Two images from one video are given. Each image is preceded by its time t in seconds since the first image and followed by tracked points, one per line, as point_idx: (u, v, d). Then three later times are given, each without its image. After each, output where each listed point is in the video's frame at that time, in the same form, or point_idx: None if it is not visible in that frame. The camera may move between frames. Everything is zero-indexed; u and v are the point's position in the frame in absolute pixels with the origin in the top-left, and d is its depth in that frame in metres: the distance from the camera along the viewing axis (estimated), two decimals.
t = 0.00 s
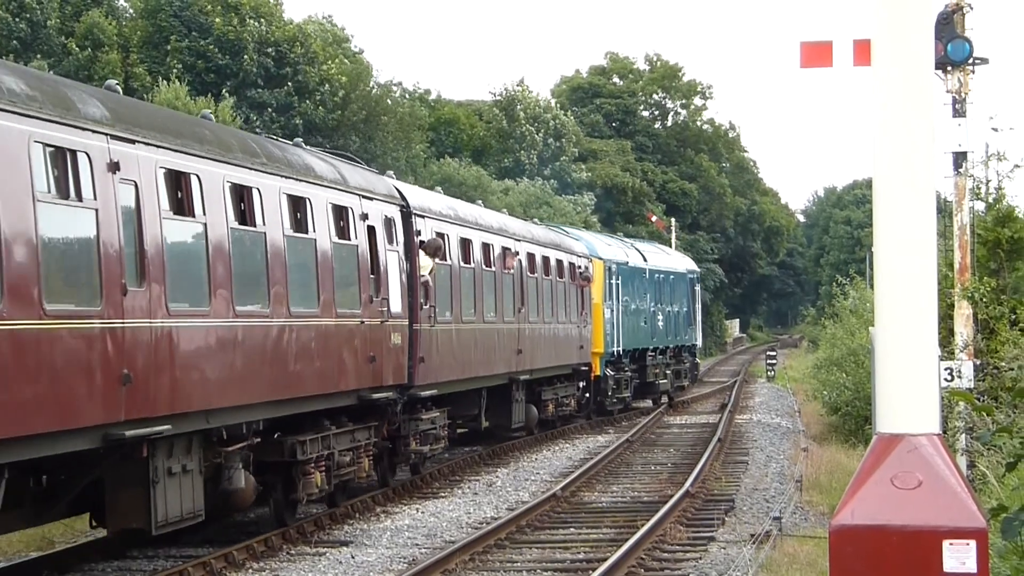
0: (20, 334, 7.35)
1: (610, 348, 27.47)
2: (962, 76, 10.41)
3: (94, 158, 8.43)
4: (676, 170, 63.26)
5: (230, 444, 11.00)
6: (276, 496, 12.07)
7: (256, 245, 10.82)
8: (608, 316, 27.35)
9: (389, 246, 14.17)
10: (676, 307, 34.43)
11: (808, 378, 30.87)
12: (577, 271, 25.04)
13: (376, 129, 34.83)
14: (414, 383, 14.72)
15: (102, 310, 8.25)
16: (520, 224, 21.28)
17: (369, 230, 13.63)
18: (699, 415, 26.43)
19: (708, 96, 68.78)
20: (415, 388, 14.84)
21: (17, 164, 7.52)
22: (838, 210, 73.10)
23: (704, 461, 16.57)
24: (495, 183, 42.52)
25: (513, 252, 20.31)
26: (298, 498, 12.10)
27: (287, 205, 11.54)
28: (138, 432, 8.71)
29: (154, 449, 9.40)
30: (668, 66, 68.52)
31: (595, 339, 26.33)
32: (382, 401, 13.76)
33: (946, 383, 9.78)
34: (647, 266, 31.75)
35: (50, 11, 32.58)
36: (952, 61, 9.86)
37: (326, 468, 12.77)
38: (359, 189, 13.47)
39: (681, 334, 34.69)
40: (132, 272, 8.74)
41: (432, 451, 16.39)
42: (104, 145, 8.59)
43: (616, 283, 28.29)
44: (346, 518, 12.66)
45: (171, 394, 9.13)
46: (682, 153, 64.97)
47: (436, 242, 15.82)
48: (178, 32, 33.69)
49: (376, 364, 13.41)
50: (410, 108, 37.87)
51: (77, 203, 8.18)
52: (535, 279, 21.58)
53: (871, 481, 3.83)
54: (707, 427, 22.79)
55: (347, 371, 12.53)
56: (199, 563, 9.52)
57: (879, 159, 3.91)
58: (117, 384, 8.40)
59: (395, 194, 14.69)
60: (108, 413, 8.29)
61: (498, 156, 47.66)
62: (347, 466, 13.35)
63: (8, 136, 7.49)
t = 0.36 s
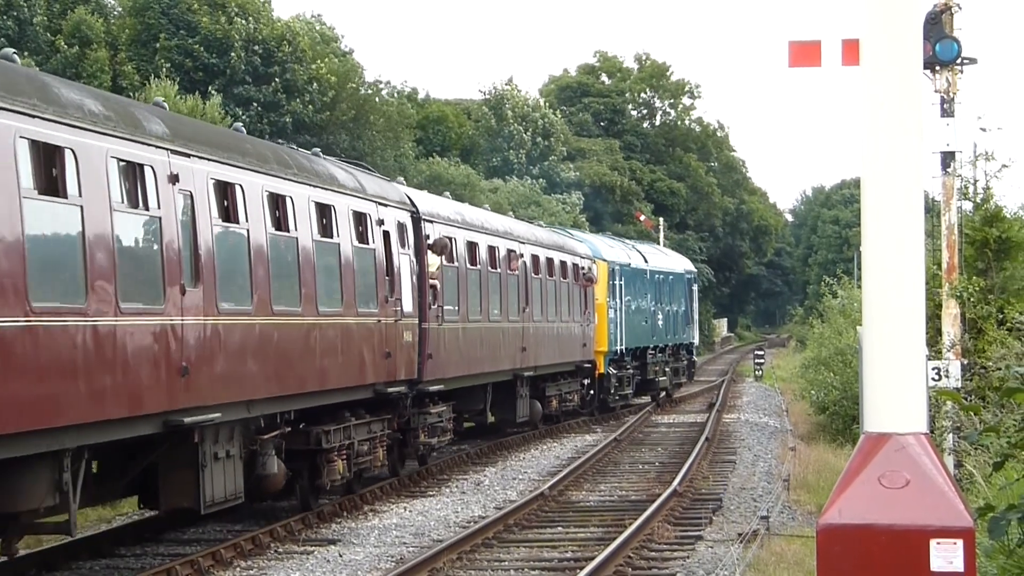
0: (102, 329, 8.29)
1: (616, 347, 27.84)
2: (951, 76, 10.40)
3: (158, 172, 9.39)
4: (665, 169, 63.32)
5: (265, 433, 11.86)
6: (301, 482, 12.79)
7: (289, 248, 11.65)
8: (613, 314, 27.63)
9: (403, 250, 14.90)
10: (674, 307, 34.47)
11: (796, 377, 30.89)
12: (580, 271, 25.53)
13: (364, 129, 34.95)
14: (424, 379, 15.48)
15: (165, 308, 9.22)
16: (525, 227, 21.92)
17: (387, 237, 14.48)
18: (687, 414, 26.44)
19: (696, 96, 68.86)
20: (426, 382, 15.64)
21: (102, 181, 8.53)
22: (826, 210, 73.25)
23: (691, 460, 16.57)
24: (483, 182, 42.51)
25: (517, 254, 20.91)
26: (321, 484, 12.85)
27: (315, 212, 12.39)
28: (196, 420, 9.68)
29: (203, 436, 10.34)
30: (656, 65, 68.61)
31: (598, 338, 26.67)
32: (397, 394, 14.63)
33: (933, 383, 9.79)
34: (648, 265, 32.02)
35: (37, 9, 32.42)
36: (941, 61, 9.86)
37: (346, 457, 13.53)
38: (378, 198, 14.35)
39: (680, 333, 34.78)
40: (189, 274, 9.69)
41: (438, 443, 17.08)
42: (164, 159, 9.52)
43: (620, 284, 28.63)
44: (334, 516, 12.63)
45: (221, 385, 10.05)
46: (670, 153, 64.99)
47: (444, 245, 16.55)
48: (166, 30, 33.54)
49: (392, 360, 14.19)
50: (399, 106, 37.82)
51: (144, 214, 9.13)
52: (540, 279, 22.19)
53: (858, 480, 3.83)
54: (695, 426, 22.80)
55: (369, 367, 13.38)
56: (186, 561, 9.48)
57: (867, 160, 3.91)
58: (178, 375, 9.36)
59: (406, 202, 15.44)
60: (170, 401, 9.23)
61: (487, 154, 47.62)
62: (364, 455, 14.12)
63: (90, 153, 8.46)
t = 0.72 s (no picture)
0: (172, 326, 9.29)
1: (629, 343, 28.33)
2: (946, 74, 10.39)
3: (218, 183, 10.37)
4: (661, 167, 63.35)
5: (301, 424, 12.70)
6: (330, 471, 13.65)
7: (325, 252, 12.51)
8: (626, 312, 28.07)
9: (419, 253, 15.48)
10: (681, 306, 34.60)
11: (793, 375, 30.90)
12: (592, 270, 26.00)
13: (361, 126, 35.03)
14: (442, 375, 16.23)
15: (224, 307, 10.20)
16: (537, 229, 22.52)
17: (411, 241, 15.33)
18: (684, 411, 26.45)
19: (692, 94, 68.90)
20: (443, 377, 16.34)
21: (172, 193, 9.53)
22: (822, 208, 73.28)
23: (688, 458, 16.56)
24: (480, 180, 42.51)
25: (530, 255, 21.53)
26: (351, 472, 13.70)
27: (347, 218, 13.26)
28: (250, 409, 10.66)
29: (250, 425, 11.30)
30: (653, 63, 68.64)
31: (610, 334, 27.13)
32: (418, 389, 15.35)
33: (931, 380, 9.78)
34: (658, 264, 32.41)
35: (33, 7, 32.40)
36: (937, 58, 9.87)
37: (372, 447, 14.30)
38: (404, 205, 15.22)
39: (687, 330, 34.88)
40: (243, 276, 10.65)
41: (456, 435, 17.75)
42: (222, 172, 10.50)
43: (633, 282, 29.09)
44: (331, 515, 12.61)
45: (270, 377, 11.01)
46: (667, 151, 65.01)
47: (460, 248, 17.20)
48: (163, 29, 33.48)
49: (415, 357, 14.96)
50: (395, 104, 37.82)
51: (206, 222, 10.11)
52: (552, 278, 22.77)
53: (855, 478, 3.82)
54: (691, 424, 22.80)
55: (396, 362, 14.28)
56: (183, 560, 9.47)
57: (862, 157, 3.90)
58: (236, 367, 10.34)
59: (424, 207, 15.96)
60: (228, 391, 10.21)
61: (484, 153, 47.63)
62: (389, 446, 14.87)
63: (160, 167, 9.43)
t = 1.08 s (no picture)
0: (231, 327, 10.31)
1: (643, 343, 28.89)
2: (947, 75, 10.38)
3: (269, 195, 11.38)
4: (662, 168, 63.35)
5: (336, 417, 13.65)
6: (358, 463, 14.57)
7: (355, 258, 13.44)
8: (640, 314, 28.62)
9: (440, 257, 16.44)
10: (689, 307, 34.90)
11: (793, 377, 30.89)
12: (608, 272, 26.55)
13: (361, 126, 34.93)
14: (459, 373, 17.00)
15: (274, 307, 11.22)
16: (552, 233, 23.23)
17: (433, 247, 16.25)
18: (684, 413, 26.44)
19: (693, 95, 68.92)
20: (459, 375, 17.08)
21: (230, 204, 10.55)
22: (823, 209, 73.25)
23: (689, 460, 16.56)
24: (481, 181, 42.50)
25: (545, 258, 22.23)
26: (377, 464, 14.65)
27: (377, 226, 14.21)
28: (295, 402, 11.65)
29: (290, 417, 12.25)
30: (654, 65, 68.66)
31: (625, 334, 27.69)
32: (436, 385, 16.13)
33: (931, 381, 9.76)
34: (670, 266, 32.93)
35: (35, 8, 32.44)
36: (937, 60, 9.88)
37: (396, 441, 15.26)
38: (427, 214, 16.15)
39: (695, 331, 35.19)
40: (290, 280, 11.64)
41: (471, 431, 18.57)
42: (271, 184, 11.49)
43: (648, 284, 29.74)
44: (331, 515, 12.62)
45: (312, 374, 11.98)
46: (668, 152, 64.98)
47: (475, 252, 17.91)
48: (164, 30, 33.45)
49: (435, 355, 15.89)
50: (396, 105, 37.83)
51: (260, 231, 11.11)
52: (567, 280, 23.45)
53: (855, 480, 3.82)
54: (692, 425, 22.80)
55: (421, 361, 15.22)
56: (183, 561, 9.47)
57: (864, 156, 3.89)
58: (284, 364, 11.34)
59: (443, 214, 16.89)
60: (278, 386, 11.16)
61: (484, 154, 47.64)
62: (411, 439, 15.83)
63: (222, 181, 10.44)
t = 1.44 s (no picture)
0: (285, 327, 11.22)
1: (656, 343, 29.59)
2: (949, 76, 10.36)
3: (316, 204, 12.31)
4: (665, 169, 63.36)
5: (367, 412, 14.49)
6: (385, 456, 15.39)
7: (389, 263, 14.40)
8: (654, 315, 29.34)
9: (461, 262, 17.42)
10: (701, 309, 35.38)
11: (795, 378, 30.88)
12: (623, 275, 27.32)
13: (362, 127, 34.79)
14: (476, 372, 17.98)
15: (321, 309, 12.16)
16: (569, 237, 24.14)
17: (455, 253, 17.23)
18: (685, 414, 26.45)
19: (695, 96, 68.93)
20: (476, 373, 17.94)
21: (283, 213, 11.45)
22: (825, 210, 73.22)
23: (690, 461, 16.56)
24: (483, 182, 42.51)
25: (561, 262, 23.13)
26: (402, 457, 15.45)
27: (406, 233, 15.18)
28: (338, 396, 12.57)
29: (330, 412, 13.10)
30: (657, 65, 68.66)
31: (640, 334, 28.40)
32: (456, 382, 17.02)
33: (932, 383, 9.74)
34: (683, 269, 33.62)
35: (38, 8, 32.52)
36: (939, 61, 9.88)
37: (420, 435, 16.09)
38: (449, 221, 17.11)
39: (706, 332, 35.74)
40: (333, 283, 12.59)
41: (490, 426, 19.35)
42: (317, 195, 12.43)
43: (662, 286, 30.49)
44: (332, 516, 12.62)
45: (351, 370, 12.88)
46: (670, 153, 64.95)
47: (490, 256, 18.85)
48: (166, 30, 33.43)
49: (456, 354, 16.83)
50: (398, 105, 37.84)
51: (308, 238, 12.03)
52: (584, 283, 24.25)
53: (856, 481, 3.82)
54: (694, 426, 22.80)
55: (445, 360, 16.19)
56: (184, 562, 9.48)
57: (866, 153, 3.90)
58: (328, 361, 12.24)
59: (464, 221, 17.95)
60: (322, 381, 12.08)
61: (486, 154, 47.69)
62: (432, 433, 16.67)
63: (276, 192, 11.36)
